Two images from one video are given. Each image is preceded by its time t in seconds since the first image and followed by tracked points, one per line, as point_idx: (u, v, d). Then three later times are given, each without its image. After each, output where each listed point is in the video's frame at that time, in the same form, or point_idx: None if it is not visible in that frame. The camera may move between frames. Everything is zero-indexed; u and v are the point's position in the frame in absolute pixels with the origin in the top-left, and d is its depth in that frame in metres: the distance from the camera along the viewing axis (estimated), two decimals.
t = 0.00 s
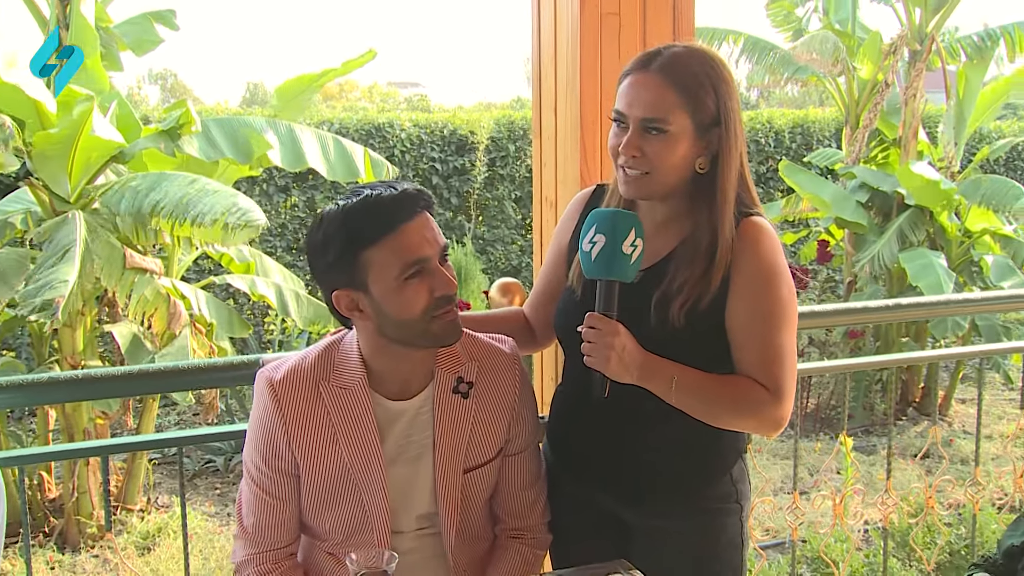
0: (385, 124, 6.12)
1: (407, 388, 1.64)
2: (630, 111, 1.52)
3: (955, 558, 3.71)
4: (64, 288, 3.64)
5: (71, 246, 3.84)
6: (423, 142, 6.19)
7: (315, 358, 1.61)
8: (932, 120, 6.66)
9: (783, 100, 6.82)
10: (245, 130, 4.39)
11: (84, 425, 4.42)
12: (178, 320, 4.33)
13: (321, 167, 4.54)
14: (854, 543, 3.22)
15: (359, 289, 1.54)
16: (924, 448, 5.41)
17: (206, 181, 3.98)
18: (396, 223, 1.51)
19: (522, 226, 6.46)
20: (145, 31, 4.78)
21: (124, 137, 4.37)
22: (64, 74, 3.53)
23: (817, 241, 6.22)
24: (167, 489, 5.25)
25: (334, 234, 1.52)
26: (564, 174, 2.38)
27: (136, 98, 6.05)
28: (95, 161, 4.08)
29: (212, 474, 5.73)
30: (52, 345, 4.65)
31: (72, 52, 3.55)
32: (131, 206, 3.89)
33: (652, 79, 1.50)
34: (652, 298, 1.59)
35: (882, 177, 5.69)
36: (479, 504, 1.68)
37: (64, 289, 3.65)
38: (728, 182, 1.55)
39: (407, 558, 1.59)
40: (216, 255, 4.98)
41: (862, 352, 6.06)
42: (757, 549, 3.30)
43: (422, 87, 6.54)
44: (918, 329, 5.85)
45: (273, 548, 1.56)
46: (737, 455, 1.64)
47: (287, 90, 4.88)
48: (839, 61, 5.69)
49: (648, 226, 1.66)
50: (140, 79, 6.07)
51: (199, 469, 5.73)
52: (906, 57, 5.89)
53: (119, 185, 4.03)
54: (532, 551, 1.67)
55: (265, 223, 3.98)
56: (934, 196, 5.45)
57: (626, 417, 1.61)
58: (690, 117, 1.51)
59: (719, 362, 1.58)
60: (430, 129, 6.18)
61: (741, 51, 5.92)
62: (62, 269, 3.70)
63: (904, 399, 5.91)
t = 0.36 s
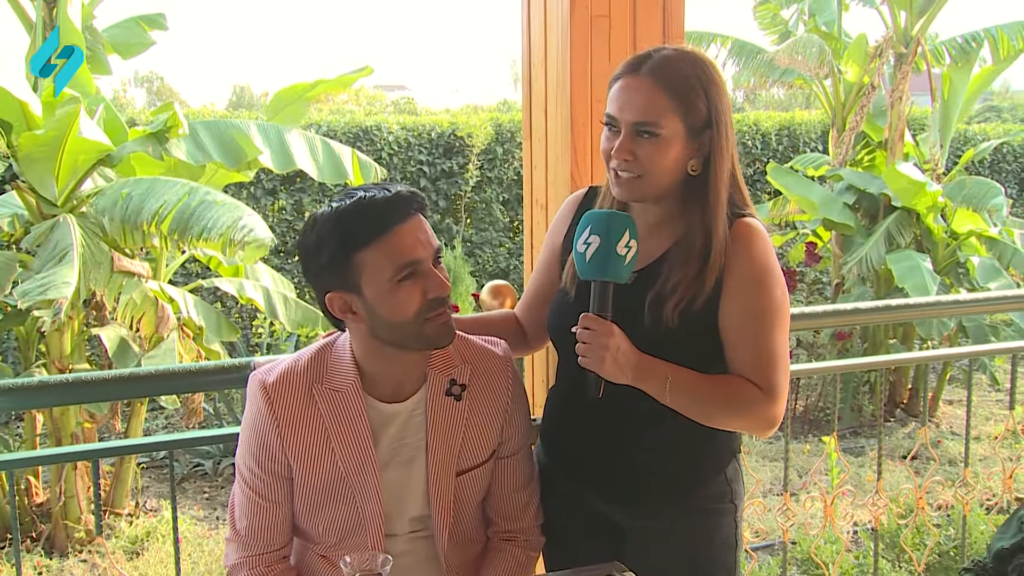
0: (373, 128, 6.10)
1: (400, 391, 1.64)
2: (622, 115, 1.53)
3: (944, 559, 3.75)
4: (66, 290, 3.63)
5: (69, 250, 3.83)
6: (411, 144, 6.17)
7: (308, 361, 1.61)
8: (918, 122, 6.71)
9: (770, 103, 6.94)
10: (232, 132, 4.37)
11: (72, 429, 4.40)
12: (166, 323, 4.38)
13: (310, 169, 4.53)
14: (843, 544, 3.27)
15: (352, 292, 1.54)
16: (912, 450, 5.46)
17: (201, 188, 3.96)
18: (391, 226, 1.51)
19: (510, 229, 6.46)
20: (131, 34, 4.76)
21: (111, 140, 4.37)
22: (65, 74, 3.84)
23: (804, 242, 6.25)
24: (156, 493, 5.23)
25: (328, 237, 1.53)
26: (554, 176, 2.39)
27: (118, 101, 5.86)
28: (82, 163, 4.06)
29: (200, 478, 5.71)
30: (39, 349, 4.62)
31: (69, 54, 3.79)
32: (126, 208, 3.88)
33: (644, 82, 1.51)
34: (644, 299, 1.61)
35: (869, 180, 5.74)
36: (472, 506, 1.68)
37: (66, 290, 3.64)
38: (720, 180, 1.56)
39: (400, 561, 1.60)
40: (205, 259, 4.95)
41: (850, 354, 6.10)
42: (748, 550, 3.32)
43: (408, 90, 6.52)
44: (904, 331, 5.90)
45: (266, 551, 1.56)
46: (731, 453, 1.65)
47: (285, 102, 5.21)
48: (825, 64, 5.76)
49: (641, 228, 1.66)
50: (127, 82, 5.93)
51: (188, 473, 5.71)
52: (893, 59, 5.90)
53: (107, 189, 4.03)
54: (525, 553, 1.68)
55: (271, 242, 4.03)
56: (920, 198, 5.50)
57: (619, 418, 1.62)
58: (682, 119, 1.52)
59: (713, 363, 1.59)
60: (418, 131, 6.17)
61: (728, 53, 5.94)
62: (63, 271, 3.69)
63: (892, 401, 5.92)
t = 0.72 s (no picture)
0: (373, 130, 6.12)
1: (403, 393, 1.64)
2: (626, 112, 1.54)
3: (943, 562, 3.76)
4: (82, 296, 3.71)
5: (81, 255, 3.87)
6: (411, 146, 6.18)
7: (311, 362, 1.61)
8: (917, 125, 6.73)
9: (770, 105, 6.85)
10: (231, 134, 4.38)
11: (71, 430, 4.40)
12: (165, 325, 4.42)
13: (309, 173, 4.55)
14: (842, 545, 3.28)
15: (355, 294, 1.54)
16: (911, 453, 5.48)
17: (210, 196, 3.99)
18: (394, 228, 1.51)
19: (509, 231, 6.46)
20: (131, 35, 4.76)
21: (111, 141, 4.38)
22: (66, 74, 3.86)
23: (804, 245, 6.27)
24: (155, 494, 5.22)
25: (331, 238, 1.53)
26: (554, 178, 2.39)
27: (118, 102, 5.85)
28: (82, 165, 4.06)
29: (200, 479, 5.71)
30: (38, 350, 4.63)
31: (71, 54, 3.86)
32: (134, 215, 3.89)
33: (647, 79, 1.52)
34: (654, 292, 1.64)
35: (867, 182, 5.75)
36: (473, 509, 1.69)
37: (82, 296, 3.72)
38: (719, 179, 1.57)
39: (400, 562, 1.60)
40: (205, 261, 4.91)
41: (848, 356, 6.11)
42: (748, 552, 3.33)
43: (408, 92, 6.54)
44: (903, 333, 5.93)
45: (267, 552, 1.57)
46: (753, 452, 1.67)
47: (296, 115, 5.46)
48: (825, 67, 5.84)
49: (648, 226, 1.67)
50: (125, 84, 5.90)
51: (187, 475, 5.71)
52: (891, 62, 5.93)
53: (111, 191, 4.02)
54: (526, 556, 1.69)
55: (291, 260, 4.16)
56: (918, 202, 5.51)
57: (631, 411, 1.65)
58: (687, 117, 1.53)
59: (729, 351, 1.60)
60: (418, 133, 6.19)
61: (727, 56, 5.96)
62: (78, 276, 3.75)
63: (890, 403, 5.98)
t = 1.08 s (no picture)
0: (370, 133, 6.13)
1: (404, 397, 1.65)
2: (658, 115, 1.58)
3: (940, 564, 3.78)
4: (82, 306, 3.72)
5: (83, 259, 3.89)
6: (408, 150, 6.18)
7: (311, 366, 1.62)
8: (913, 127, 6.74)
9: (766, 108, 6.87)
10: (230, 138, 4.38)
11: (68, 435, 4.40)
12: (162, 329, 4.40)
13: (306, 178, 4.54)
14: (840, 547, 3.29)
15: (358, 298, 1.55)
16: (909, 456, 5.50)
17: (218, 197, 3.98)
18: (398, 233, 1.52)
19: (506, 234, 6.44)
20: (130, 38, 4.75)
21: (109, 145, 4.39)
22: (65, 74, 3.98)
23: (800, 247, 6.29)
24: (152, 499, 5.23)
25: (336, 242, 1.53)
26: (552, 180, 2.40)
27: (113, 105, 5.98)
28: (79, 169, 4.07)
29: (197, 484, 5.70)
30: (35, 355, 4.62)
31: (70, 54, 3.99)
32: (139, 222, 3.89)
33: (679, 82, 1.56)
34: (682, 299, 1.68)
35: (863, 184, 5.78)
36: (474, 513, 1.70)
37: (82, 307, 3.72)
38: (756, 177, 1.58)
39: (400, 566, 1.61)
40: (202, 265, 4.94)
41: (846, 358, 6.13)
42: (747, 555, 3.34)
43: (404, 95, 6.51)
44: (901, 335, 5.96)
45: (267, 556, 1.57)
46: (784, 452, 1.70)
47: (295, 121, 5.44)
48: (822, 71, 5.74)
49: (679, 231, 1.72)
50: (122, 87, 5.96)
51: (184, 479, 5.70)
52: (887, 65, 5.95)
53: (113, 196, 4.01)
54: (526, 559, 1.68)
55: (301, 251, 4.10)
56: (915, 203, 5.51)
57: (656, 423, 1.69)
58: (719, 120, 1.56)
59: (758, 359, 1.62)
60: (414, 137, 6.19)
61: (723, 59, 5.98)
62: (77, 285, 3.75)
63: (888, 405, 6.01)
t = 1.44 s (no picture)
0: (362, 132, 6.09)
1: (394, 398, 1.67)
2: (676, 120, 1.60)
3: (938, 569, 3.76)
4: (53, 307, 3.62)
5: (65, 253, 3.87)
6: (401, 150, 6.15)
7: (301, 368, 1.63)
8: (912, 128, 6.72)
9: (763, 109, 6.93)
10: (220, 136, 4.31)
11: (54, 438, 4.34)
12: (151, 331, 4.33)
13: (299, 176, 4.49)
14: (839, 552, 3.26)
15: (347, 298, 1.56)
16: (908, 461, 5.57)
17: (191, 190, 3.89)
18: (388, 232, 1.53)
19: (500, 235, 6.40)
20: (118, 34, 4.68)
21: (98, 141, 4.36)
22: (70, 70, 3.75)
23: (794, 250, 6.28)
24: (140, 503, 5.18)
25: (325, 242, 1.54)
26: (547, 180, 2.35)
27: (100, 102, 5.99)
28: (66, 167, 4.01)
29: (185, 488, 5.63)
30: (20, 357, 4.55)
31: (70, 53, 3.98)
32: (115, 213, 3.83)
33: (699, 87, 1.56)
34: (704, 308, 1.68)
35: (860, 186, 5.78)
36: (465, 514, 1.70)
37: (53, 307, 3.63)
38: (780, 185, 1.57)
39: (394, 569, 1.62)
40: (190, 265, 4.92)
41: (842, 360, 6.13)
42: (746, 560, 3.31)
43: (396, 94, 6.48)
44: (899, 338, 5.98)
45: (257, 560, 1.56)
46: (807, 461, 1.68)
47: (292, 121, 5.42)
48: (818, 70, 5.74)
49: (703, 239, 1.73)
50: (109, 85, 6.01)
51: (173, 484, 5.60)
52: (885, 66, 5.95)
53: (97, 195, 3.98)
54: (515, 561, 1.70)
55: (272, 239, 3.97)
56: (915, 204, 5.47)
57: (680, 427, 1.70)
58: (740, 126, 1.56)
59: (778, 372, 1.60)
60: (408, 136, 6.16)
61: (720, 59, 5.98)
62: (51, 286, 3.67)
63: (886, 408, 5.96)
